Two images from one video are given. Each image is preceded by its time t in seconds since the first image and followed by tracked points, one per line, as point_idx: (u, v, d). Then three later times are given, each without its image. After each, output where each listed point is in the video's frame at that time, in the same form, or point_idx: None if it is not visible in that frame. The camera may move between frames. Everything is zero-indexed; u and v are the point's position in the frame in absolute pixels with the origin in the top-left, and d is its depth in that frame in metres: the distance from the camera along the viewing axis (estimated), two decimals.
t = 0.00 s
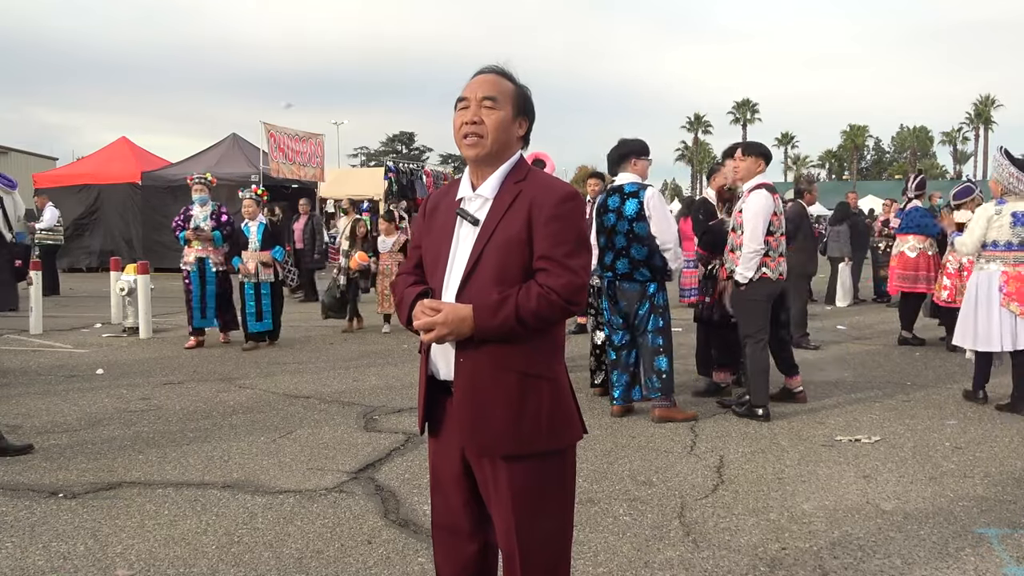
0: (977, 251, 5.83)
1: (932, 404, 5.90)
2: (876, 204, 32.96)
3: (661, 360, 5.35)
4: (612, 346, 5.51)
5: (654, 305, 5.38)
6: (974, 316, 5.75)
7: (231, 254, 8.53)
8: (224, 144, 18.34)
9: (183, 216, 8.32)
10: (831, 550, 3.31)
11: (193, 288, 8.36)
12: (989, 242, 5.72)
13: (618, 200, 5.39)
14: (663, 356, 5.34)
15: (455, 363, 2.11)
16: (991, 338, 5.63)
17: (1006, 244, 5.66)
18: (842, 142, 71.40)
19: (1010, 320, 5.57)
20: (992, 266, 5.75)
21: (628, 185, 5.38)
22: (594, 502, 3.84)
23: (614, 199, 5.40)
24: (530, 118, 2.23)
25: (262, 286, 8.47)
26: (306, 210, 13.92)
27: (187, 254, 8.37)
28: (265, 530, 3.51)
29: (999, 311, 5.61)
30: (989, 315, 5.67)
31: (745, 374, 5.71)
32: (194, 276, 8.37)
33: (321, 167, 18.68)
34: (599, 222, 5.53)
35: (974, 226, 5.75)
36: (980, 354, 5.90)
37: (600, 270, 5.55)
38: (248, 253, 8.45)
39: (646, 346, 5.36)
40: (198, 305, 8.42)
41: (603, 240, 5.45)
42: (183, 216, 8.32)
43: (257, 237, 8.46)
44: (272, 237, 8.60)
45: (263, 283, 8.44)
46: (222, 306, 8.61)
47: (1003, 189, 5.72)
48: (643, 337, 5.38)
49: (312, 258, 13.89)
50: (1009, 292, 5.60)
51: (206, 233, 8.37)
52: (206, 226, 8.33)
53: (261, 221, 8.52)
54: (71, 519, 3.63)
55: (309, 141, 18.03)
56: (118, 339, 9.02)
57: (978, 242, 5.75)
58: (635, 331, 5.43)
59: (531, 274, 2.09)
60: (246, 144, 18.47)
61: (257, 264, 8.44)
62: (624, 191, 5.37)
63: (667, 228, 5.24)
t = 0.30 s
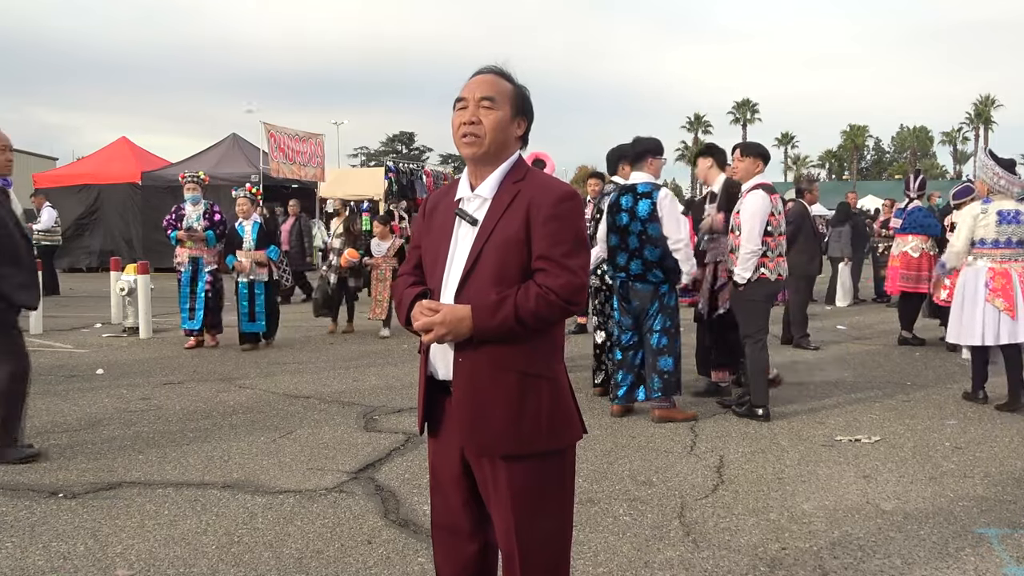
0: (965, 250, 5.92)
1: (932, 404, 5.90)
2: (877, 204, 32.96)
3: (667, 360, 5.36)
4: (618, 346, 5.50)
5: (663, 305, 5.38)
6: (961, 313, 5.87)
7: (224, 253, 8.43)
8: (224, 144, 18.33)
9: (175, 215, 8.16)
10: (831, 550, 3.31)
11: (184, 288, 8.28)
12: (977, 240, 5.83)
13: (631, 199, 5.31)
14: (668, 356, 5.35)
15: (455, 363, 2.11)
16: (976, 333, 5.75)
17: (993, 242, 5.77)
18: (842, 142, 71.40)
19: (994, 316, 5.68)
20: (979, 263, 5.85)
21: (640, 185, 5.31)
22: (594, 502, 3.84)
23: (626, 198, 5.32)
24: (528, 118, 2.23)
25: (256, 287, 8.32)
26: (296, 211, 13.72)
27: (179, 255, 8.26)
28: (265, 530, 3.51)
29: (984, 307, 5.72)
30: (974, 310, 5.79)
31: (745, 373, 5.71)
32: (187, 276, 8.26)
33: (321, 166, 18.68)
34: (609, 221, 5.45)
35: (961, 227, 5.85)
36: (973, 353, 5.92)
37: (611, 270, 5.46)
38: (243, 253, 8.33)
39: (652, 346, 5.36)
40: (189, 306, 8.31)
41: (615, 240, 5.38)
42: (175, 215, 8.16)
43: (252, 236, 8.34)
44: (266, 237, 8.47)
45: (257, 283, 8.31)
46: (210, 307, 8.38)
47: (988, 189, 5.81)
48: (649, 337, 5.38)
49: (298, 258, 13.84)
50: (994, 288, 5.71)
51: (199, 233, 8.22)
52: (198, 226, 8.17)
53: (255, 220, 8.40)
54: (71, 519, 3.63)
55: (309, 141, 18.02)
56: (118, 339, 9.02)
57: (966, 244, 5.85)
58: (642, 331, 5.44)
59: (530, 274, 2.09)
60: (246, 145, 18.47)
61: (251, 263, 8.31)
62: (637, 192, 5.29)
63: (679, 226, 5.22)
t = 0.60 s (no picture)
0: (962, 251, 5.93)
1: (931, 404, 5.90)
2: (876, 204, 32.97)
3: (675, 360, 5.34)
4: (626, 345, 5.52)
5: (676, 307, 5.33)
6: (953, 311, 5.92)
7: (222, 254, 8.30)
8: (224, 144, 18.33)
9: (172, 216, 8.11)
10: (831, 550, 3.31)
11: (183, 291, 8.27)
12: (972, 240, 5.84)
13: (646, 200, 5.31)
14: (676, 356, 5.34)
15: (455, 363, 2.11)
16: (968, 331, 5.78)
17: (987, 242, 5.81)
18: (842, 142, 71.41)
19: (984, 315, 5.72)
20: (971, 262, 5.93)
21: (656, 186, 5.30)
22: (594, 502, 3.84)
23: (641, 199, 5.32)
24: (528, 118, 2.23)
25: (255, 289, 8.26)
26: (281, 207, 13.58)
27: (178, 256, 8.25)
28: (265, 530, 3.51)
29: (976, 306, 5.76)
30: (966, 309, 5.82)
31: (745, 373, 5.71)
32: (181, 278, 8.29)
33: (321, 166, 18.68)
34: (622, 221, 5.43)
35: (956, 229, 5.84)
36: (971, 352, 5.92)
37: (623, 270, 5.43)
38: (242, 254, 8.20)
39: (658, 346, 5.33)
40: (186, 309, 8.32)
41: (629, 240, 5.35)
42: (173, 216, 8.11)
43: (250, 238, 8.25)
44: (265, 237, 8.36)
45: (255, 285, 8.24)
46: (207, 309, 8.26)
47: (980, 189, 5.83)
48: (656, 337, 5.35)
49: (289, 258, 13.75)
50: (986, 287, 5.75)
51: (196, 234, 8.16)
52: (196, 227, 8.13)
53: (254, 220, 8.33)
54: (71, 519, 3.63)
55: (309, 141, 18.01)
56: (118, 338, 9.02)
57: (963, 245, 5.86)
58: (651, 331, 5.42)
59: (530, 274, 2.10)
60: (246, 145, 18.47)
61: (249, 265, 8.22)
62: (653, 192, 5.29)
63: (695, 229, 5.19)
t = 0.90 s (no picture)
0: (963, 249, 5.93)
1: (932, 404, 5.90)
2: (876, 204, 32.98)
3: (677, 360, 5.34)
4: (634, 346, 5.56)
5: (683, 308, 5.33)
6: (960, 311, 5.86)
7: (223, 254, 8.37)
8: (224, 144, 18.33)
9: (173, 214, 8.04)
10: (831, 550, 3.31)
11: (181, 292, 8.11)
12: (975, 240, 5.85)
13: (658, 200, 5.26)
14: (679, 357, 5.33)
15: (455, 363, 2.11)
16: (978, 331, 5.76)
17: (990, 242, 5.82)
18: (842, 142, 71.42)
19: (994, 314, 5.75)
20: (974, 263, 5.91)
21: (670, 187, 5.25)
22: (594, 502, 3.84)
23: (654, 199, 5.27)
24: (527, 118, 2.23)
25: (257, 288, 8.21)
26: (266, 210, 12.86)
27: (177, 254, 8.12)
28: (265, 530, 3.51)
29: (985, 305, 5.76)
30: (975, 309, 5.79)
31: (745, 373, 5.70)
32: (181, 278, 8.11)
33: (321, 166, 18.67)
34: (632, 221, 5.40)
35: (959, 227, 5.85)
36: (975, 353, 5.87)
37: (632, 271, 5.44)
38: (243, 254, 8.27)
39: (661, 346, 5.33)
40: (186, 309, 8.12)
41: (639, 240, 5.33)
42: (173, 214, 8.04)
43: (251, 238, 8.30)
44: (266, 237, 8.40)
45: (257, 285, 8.20)
46: (210, 309, 8.22)
47: (978, 190, 5.84)
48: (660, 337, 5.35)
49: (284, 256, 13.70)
50: (995, 288, 5.77)
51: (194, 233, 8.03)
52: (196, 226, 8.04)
53: (255, 220, 8.36)
54: (71, 519, 3.62)
55: (309, 141, 18.00)
56: (118, 338, 9.02)
57: (964, 245, 5.85)
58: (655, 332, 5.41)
59: (530, 274, 2.10)
60: (246, 145, 18.48)
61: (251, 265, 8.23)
62: (665, 193, 5.24)
63: (707, 232, 5.18)
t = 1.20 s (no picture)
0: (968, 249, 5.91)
1: (932, 404, 5.90)
2: (876, 204, 33.00)
3: (679, 361, 5.34)
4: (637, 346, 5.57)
5: (686, 309, 5.31)
6: (965, 309, 5.85)
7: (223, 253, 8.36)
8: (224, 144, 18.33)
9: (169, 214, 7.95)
10: (831, 550, 3.31)
11: (175, 293, 7.97)
12: (979, 239, 5.85)
13: (663, 200, 5.25)
14: (680, 357, 5.33)
15: (455, 363, 2.11)
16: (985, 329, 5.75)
17: (992, 241, 5.85)
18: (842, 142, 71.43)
19: (999, 313, 5.75)
20: (976, 262, 5.92)
21: (674, 187, 5.27)
22: (594, 502, 3.84)
23: (659, 198, 5.26)
24: (526, 118, 2.23)
25: (255, 288, 8.21)
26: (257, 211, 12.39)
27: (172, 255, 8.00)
28: (265, 530, 3.51)
29: (989, 304, 5.76)
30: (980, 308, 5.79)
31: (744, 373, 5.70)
32: (176, 279, 8.00)
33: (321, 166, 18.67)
34: (635, 220, 5.38)
35: (964, 226, 5.83)
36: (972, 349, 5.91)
37: (634, 271, 5.43)
38: (240, 253, 8.23)
39: (662, 347, 5.32)
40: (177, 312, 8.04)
41: (642, 240, 5.32)
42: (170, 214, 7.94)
43: (250, 236, 8.26)
44: (264, 236, 8.39)
45: (256, 284, 8.21)
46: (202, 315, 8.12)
47: (983, 190, 5.82)
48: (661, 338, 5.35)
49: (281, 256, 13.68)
50: (999, 287, 5.79)
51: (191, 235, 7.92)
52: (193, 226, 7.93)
53: (255, 219, 8.34)
54: (71, 519, 3.62)
55: (309, 141, 17.99)
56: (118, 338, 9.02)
57: (970, 243, 5.83)
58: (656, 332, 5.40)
59: (530, 273, 2.09)
60: (246, 145, 18.47)
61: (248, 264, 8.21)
62: (671, 193, 5.24)
63: (711, 235, 5.25)
